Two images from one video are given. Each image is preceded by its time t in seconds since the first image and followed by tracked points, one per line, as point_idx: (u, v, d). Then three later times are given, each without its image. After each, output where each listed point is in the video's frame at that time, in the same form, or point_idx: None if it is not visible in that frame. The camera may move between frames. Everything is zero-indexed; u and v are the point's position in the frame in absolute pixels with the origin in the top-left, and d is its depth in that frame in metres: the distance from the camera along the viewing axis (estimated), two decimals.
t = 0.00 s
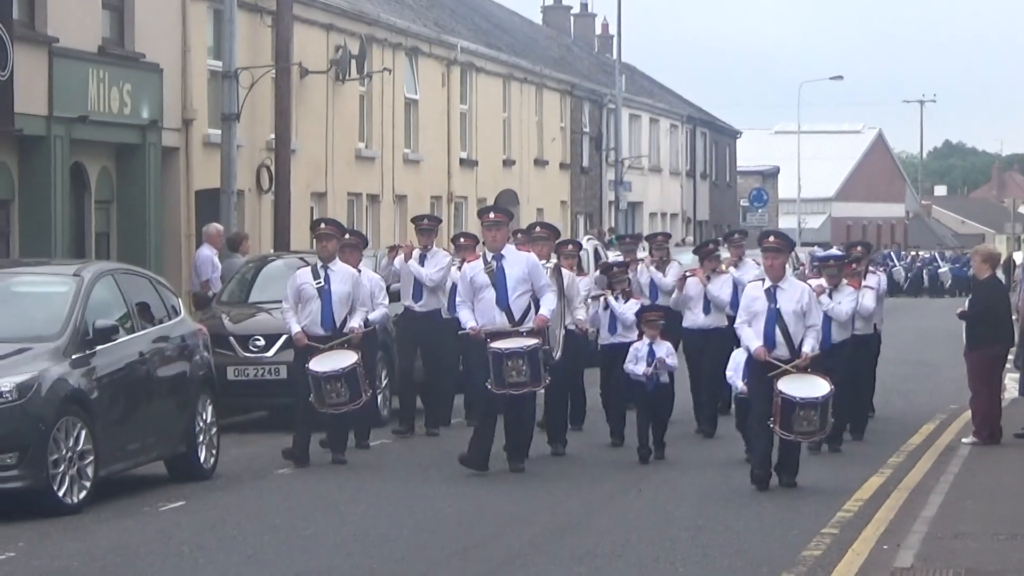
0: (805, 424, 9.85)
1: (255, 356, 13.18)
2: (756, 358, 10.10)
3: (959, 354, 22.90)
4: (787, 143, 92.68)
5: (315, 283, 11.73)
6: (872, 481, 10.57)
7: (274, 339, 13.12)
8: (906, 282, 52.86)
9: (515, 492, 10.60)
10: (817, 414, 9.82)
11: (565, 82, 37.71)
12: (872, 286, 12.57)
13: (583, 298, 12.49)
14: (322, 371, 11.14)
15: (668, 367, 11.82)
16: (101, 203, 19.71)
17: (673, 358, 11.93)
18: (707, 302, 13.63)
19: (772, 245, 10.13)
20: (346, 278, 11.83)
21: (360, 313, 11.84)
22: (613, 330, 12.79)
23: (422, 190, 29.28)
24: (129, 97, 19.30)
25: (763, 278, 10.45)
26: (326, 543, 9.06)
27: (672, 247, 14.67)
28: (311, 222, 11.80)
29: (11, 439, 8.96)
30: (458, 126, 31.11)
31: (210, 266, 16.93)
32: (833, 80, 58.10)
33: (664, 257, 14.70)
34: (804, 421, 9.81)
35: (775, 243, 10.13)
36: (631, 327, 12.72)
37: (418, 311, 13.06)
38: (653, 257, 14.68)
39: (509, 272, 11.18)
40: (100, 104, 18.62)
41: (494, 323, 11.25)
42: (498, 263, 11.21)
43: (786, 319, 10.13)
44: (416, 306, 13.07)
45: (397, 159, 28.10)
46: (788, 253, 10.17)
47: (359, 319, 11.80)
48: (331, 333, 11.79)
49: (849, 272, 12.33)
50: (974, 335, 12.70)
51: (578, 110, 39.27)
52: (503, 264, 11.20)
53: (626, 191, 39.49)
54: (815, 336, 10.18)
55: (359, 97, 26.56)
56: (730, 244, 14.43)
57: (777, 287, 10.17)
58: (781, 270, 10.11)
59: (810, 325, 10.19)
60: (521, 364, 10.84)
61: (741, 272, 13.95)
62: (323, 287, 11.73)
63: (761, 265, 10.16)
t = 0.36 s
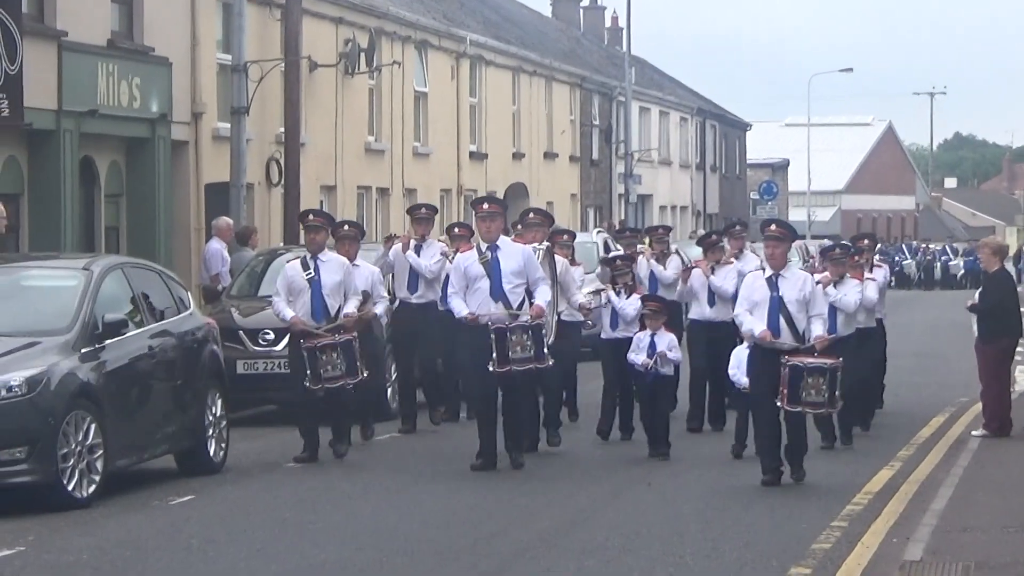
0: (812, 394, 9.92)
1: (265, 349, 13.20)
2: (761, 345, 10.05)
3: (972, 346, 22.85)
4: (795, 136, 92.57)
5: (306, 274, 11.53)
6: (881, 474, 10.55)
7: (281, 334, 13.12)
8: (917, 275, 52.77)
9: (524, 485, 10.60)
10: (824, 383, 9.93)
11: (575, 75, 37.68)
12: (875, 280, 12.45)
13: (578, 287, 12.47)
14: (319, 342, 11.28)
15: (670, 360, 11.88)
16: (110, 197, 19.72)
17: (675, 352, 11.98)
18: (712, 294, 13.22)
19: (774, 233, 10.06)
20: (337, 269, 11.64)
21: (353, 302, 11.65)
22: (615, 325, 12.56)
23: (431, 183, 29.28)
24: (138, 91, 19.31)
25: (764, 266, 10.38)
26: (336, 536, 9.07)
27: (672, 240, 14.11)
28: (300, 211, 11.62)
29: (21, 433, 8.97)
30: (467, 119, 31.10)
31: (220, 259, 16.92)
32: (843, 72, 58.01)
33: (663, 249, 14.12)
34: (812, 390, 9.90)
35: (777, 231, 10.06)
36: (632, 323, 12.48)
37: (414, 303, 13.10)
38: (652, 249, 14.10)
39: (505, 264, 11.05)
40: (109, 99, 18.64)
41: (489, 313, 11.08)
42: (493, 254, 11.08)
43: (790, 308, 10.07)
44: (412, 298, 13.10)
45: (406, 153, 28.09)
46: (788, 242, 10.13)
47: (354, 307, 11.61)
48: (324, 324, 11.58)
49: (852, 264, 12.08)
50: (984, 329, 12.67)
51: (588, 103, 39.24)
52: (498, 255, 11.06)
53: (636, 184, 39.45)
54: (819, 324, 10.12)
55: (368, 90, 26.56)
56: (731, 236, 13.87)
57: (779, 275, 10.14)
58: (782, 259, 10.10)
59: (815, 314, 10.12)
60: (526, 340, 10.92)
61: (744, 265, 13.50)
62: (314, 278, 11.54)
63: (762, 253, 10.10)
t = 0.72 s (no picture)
0: (820, 403, 9.67)
1: (277, 342, 13.21)
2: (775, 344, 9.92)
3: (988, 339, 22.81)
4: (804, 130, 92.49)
5: (314, 270, 11.46)
6: (893, 467, 10.54)
7: (288, 329, 13.07)
8: (930, 267, 52.68)
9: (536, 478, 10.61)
10: (833, 392, 9.66)
11: (586, 67, 37.66)
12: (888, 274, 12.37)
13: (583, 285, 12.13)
14: (315, 340, 11.17)
15: (675, 356, 11.61)
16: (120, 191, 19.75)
17: (682, 347, 11.69)
18: (713, 287, 13.17)
19: (791, 231, 9.91)
20: (346, 269, 11.58)
21: (359, 301, 11.59)
22: (619, 316, 12.49)
23: (443, 176, 29.28)
24: (149, 84, 19.33)
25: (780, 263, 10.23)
26: (349, 529, 9.08)
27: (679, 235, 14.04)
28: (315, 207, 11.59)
29: (32, 425, 8.98)
30: (479, 112, 31.09)
31: (232, 252, 16.93)
32: (854, 64, 57.94)
33: (671, 244, 14.07)
34: (819, 400, 9.65)
35: (795, 228, 9.90)
36: (636, 315, 12.45)
37: (417, 300, 13.01)
38: (659, 244, 14.07)
39: (516, 263, 10.87)
40: (119, 92, 18.65)
41: (496, 313, 10.91)
42: (505, 251, 10.90)
43: (804, 307, 9.95)
44: (416, 295, 13.02)
45: (417, 146, 28.09)
46: (806, 241, 9.97)
47: (359, 306, 11.55)
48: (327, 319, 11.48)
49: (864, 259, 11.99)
50: (997, 322, 12.68)
51: (599, 95, 39.23)
52: (509, 253, 10.89)
53: (647, 176, 39.44)
54: (835, 324, 9.99)
55: (379, 83, 26.56)
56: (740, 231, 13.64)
57: (796, 274, 9.98)
58: (798, 257, 9.93)
59: (830, 313, 9.99)
60: (523, 348, 10.69)
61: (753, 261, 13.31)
62: (321, 274, 11.46)
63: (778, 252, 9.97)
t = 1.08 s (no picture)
0: (830, 413, 9.58)
1: (286, 340, 13.21)
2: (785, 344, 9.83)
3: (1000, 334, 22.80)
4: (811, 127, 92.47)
5: (316, 266, 11.35)
6: (903, 463, 10.53)
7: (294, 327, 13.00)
8: (940, 263, 52.64)
9: (547, 475, 10.61)
10: (842, 402, 9.56)
11: (594, 64, 37.67)
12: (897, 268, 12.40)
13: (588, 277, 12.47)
14: (319, 357, 10.82)
15: (669, 355, 11.50)
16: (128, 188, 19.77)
17: (677, 346, 11.57)
18: (720, 285, 13.16)
19: (797, 225, 9.85)
20: (348, 262, 11.46)
21: (363, 298, 11.49)
22: (627, 315, 12.42)
23: (451, 173, 29.28)
24: (158, 82, 19.34)
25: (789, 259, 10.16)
26: (359, 525, 9.09)
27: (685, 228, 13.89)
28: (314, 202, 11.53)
29: (41, 423, 8.98)
30: (487, 108, 31.09)
31: (240, 249, 16.97)
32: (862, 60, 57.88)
33: (676, 238, 13.93)
34: (829, 411, 9.56)
35: (800, 222, 9.86)
36: (644, 313, 12.41)
37: (423, 295, 12.97)
38: (664, 239, 13.95)
39: (520, 255, 10.72)
40: (128, 89, 18.67)
41: (503, 308, 10.76)
42: (508, 245, 10.77)
43: (813, 302, 9.89)
44: (422, 291, 12.98)
45: (426, 142, 28.11)
46: (813, 234, 9.91)
47: (363, 304, 11.44)
48: (331, 319, 11.44)
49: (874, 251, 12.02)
50: (1006, 317, 12.69)
51: (607, 92, 39.24)
52: (512, 246, 10.76)
53: (655, 172, 39.43)
54: (845, 320, 9.91)
55: (388, 80, 26.57)
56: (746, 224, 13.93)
57: (804, 268, 9.92)
58: (805, 252, 9.81)
59: (839, 309, 9.95)
60: (535, 352, 10.42)
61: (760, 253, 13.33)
62: (324, 270, 11.36)
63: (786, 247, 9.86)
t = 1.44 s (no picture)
0: (838, 393, 9.31)
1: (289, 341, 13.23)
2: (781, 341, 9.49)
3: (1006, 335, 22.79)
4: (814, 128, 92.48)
5: (300, 268, 11.07)
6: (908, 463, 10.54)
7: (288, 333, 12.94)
8: (945, 264, 52.63)
9: (553, 477, 10.59)
10: (852, 380, 9.32)
11: (599, 65, 37.68)
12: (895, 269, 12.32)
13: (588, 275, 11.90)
14: (314, 343, 10.72)
15: (671, 357, 11.28)
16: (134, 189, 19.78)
17: (678, 349, 11.38)
18: (721, 286, 12.88)
19: (787, 223, 9.53)
20: (333, 262, 11.22)
21: (350, 295, 11.27)
22: (624, 319, 12.00)
23: (457, 174, 29.30)
24: (163, 83, 19.34)
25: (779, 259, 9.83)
26: (364, 527, 9.09)
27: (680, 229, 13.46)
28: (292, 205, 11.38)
29: (46, 425, 8.98)
30: (492, 110, 31.10)
31: (246, 251, 17.00)
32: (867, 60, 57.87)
33: (670, 239, 13.57)
34: (838, 390, 9.29)
35: (791, 221, 9.54)
36: (642, 317, 11.95)
37: (415, 299, 12.84)
38: (657, 239, 13.56)
39: (508, 254, 10.50)
40: (133, 90, 18.69)
41: (492, 308, 10.51)
42: (495, 245, 10.52)
43: (809, 301, 9.54)
44: (413, 293, 12.85)
45: (431, 143, 28.13)
46: (805, 232, 9.60)
47: (351, 300, 11.25)
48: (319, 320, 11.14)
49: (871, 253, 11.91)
50: (1011, 317, 12.66)
51: (613, 92, 39.24)
52: (500, 246, 10.52)
53: (660, 173, 39.44)
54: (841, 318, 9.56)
55: (392, 81, 26.58)
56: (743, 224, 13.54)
57: (797, 266, 9.58)
58: (797, 250, 9.54)
59: (834, 307, 9.57)
60: (533, 338, 10.36)
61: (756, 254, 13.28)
62: (308, 271, 11.08)
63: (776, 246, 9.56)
